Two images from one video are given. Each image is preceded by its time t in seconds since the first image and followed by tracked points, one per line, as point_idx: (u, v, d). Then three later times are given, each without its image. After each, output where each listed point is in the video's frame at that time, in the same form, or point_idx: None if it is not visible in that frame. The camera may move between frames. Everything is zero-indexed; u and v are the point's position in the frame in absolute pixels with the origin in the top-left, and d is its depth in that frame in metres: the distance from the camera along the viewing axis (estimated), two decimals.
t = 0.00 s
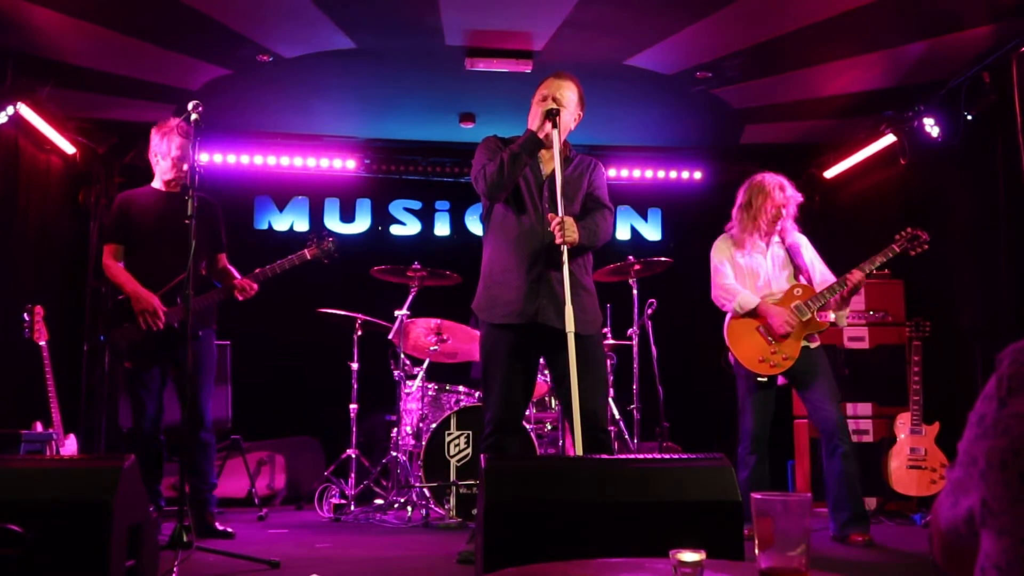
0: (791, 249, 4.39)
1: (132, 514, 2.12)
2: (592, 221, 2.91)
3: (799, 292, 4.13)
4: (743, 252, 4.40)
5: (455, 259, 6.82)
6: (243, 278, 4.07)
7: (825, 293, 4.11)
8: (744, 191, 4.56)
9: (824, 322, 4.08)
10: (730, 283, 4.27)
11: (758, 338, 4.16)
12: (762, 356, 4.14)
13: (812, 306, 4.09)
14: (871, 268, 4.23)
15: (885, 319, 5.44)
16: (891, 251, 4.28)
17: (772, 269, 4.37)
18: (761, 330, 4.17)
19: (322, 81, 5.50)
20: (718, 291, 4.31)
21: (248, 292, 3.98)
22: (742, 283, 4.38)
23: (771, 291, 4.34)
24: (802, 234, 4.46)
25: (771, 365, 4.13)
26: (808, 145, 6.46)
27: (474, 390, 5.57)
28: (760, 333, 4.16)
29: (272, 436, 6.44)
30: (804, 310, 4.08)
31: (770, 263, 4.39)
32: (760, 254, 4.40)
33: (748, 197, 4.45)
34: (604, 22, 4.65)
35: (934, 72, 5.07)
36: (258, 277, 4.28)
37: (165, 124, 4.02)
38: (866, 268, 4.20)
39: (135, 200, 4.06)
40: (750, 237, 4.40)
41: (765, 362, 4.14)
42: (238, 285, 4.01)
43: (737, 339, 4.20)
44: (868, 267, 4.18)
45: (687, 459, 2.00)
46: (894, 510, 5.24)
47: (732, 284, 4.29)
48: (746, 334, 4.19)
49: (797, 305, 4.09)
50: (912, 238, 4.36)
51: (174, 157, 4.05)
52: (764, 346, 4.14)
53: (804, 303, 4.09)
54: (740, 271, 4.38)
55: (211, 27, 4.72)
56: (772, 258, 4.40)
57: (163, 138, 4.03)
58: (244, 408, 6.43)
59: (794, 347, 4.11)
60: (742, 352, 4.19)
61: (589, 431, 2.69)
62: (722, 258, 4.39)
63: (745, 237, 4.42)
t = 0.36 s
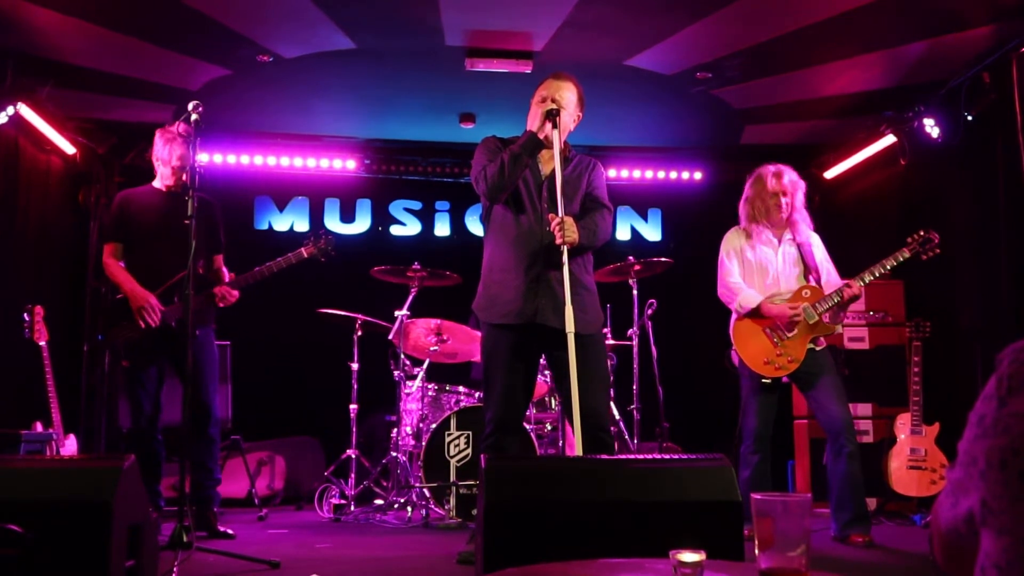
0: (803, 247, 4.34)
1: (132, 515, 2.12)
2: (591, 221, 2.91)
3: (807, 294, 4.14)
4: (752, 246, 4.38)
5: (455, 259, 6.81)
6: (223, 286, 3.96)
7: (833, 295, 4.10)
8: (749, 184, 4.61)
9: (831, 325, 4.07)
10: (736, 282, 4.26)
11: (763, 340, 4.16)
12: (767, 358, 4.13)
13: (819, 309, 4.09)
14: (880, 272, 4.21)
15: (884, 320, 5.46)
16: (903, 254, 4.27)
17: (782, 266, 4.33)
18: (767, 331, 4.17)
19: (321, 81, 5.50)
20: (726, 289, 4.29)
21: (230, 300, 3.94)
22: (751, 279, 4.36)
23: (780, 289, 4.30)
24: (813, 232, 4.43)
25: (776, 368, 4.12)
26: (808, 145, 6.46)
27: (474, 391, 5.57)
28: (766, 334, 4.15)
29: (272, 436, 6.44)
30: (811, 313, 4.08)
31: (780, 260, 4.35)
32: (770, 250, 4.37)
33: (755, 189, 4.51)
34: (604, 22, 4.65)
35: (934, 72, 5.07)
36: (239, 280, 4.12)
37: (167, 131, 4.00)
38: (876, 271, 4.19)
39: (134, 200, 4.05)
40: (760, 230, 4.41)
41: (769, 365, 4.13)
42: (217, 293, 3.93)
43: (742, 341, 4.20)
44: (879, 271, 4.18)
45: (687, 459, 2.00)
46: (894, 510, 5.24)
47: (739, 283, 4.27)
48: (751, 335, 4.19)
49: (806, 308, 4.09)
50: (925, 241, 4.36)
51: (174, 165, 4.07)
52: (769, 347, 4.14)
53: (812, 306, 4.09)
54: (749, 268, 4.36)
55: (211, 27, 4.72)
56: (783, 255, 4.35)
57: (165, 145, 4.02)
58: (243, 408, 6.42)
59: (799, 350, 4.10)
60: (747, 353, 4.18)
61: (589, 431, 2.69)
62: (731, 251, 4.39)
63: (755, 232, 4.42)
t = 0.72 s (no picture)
0: (808, 245, 4.33)
1: (133, 514, 2.12)
2: (591, 220, 2.92)
3: (811, 295, 4.11)
4: (757, 244, 4.38)
5: (455, 259, 6.81)
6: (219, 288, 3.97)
7: (836, 296, 4.08)
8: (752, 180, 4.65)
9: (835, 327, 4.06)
10: (745, 280, 4.24)
11: (767, 341, 4.14)
12: (770, 359, 4.12)
13: (822, 311, 4.08)
14: (881, 274, 4.19)
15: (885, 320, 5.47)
16: (907, 254, 4.26)
17: (787, 263, 4.32)
18: (771, 333, 4.15)
19: (321, 81, 5.50)
20: (731, 287, 4.28)
21: (228, 302, 3.94)
22: (755, 276, 4.36)
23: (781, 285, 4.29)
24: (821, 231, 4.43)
25: (779, 369, 4.10)
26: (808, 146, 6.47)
27: (474, 390, 5.57)
28: (771, 336, 4.14)
29: (271, 436, 6.44)
30: (814, 314, 4.07)
31: (785, 258, 4.33)
32: (775, 247, 4.37)
33: (759, 184, 4.56)
34: (604, 22, 4.65)
35: (934, 72, 5.07)
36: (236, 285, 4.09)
37: (172, 130, 4.01)
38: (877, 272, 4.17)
39: (136, 199, 4.06)
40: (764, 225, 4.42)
41: (772, 366, 4.11)
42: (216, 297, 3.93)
43: (745, 343, 4.19)
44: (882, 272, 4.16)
45: (687, 459, 1.99)
46: (894, 509, 5.24)
47: (745, 282, 4.25)
48: (754, 336, 4.17)
49: (809, 308, 4.08)
50: (930, 240, 4.35)
51: (178, 165, 4.07)
52: (772, 348, 4.12)
53: (815, 307, 4.08)
54: (753, 264, 4.36)
55: (211, 27, 4.72)
56: (789, 253, 4.33)
57: (170, 144, 4.02)
58: (243, 408, 6.42)
59: (803, 352, 4.09)
60: (750, 354, 4.16)
61: (589, 431, 2.69)
62: (737, 248, 4.39)
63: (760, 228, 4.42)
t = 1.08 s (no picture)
0: (809, 241, 4.34)
1: (132, 514, 2.11)
2: (591, 220, 2.92)
3: (811, 296, 4.10)
4: (758, 238, 4.38)
5: (455, 259, 6.81)
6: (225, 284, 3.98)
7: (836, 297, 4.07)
8: (750, 179, 4.64)
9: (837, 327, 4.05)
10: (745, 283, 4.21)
11: (769, 343, 4.14)
12: (773, 362, 4.12)
13: (824, 311, 4.07)
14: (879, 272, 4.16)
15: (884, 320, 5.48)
16: (906, 251, 4.25)
17: (786, 258, 4.31)
18: (773, 335, 4.15)
19: (321, 81, 5.50)
20: (733, 289, 4.27)
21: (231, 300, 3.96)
22: (756, 271, 4.35)
23: (779, 282, 4.29)
24: (822, 229, 4.43)
25: (781, 371, 4.11)
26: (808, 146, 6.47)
27: (474, 390, 5.57)
28: (772, 338, 4.14)
29: (271, 436, 6.44)
30: (816, 314, 4.06)
31: (787, 253, 4.32)
32: (776, 241, 4.36)
33: (758, 181, 4.52)
34: (604, 22, 4.65)
35: (934, 72, 5.08)
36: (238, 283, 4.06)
37: (172, 127, 4.00)
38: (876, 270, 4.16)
39: (136, 198, 4.06)
40: (766, 218, 4.41)
41: (774, 368, 4.12)
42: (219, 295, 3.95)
43: (747, 346, 4.18)
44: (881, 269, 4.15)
45: (687, 459, 2.00)
46: (894, 510, 5.24)
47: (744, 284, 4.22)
48: (756, 338, 4.17)
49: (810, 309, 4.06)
50: (928, 236, 4.34)
51: (182, 160, 4.08)
52: (774, 350, 4.12)
53: (816, 307, 4.06)
54: (754, 257, 4.36)
55: (211, 27, 4.72)
56: (790, 246, 4.33)
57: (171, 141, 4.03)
58: (243, 408, 6.42)
59: (806, 353, 4.09)
60: (752, 357, 4.16)
61: (589, 431, 2.69)
62: (737, 242, 4.40)
63: (761, 222, 4.42)
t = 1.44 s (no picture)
0: (804, 241, 4.36)
1: (132, 514, 2.12)
2: (591, 221, 2.93)
3: (811, 296, 4.11)
4: (754, 242, 4.34)
5: (455, 259, 6.82)
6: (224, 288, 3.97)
7: (836, 296, 4.08)
8: (733, 181, 4.65)
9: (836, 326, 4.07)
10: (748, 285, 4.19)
11: (771, 346, 4.13)
12: (777, 363, 4.11)
13: (824, 310, 4.08)
14: (875, 270, 4.16)
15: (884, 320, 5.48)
16: (904, 247, 4.24)
17: (782, 260, 4.31)
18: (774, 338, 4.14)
19: (321, 81, 5.50)
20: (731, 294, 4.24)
21: (230, 303, 3.93)
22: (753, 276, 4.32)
23: (779, 284, 4.28)
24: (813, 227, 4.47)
25: (785, 372, 4.10)
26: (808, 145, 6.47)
27: (474, 390, 5.58)
28: (773, 340, 4.13)
29: (271, 436, 6.44)
30: (816, 314, 4.07)
31: (783, 255, 4.32)
32: (771, 244, 4.34)
33: (743, 184, 4.54)
34: (604, 22, 4.65)
35: (934, 72, 5.07)
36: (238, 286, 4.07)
37: (169, 127, 3.99)
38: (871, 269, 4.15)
39: (135, 199, 4.06)
40: (759, 223, 4.38)
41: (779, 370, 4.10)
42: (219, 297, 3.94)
43: (748, 348, 4.17)
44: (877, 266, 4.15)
45: (687, 459, 2.00)
46: (894, 510, 5.23)
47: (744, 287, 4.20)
48: (756, 340, 4.16)
49: (811, 309, 4.08)
50: (925, 231, 4.34)
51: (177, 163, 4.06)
52: (776, 353, 4.11)
53: (816, 307, 4.08)
54: (750, 263, 4.33)
55: (211, 27, 4.72)
56: (784, 248, 4.33)
57: (168, 142, 4.00)
58: (243, 408, 6.42)
59: (809, 353, 4.07)
60: (754, 359, 4.15)
61: (589, 431, 2.69)
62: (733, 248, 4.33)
63: (754, 227, 4.37)
